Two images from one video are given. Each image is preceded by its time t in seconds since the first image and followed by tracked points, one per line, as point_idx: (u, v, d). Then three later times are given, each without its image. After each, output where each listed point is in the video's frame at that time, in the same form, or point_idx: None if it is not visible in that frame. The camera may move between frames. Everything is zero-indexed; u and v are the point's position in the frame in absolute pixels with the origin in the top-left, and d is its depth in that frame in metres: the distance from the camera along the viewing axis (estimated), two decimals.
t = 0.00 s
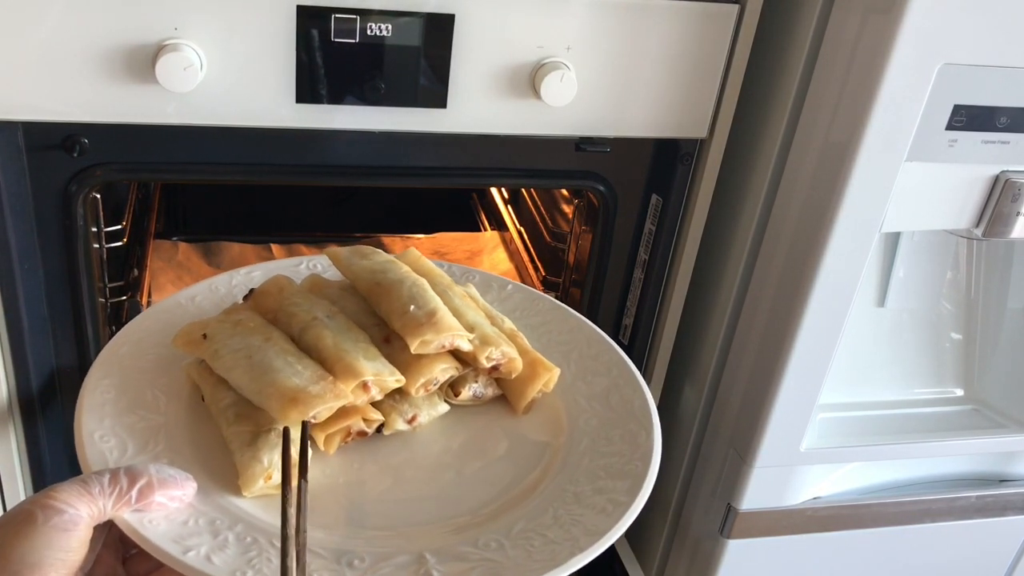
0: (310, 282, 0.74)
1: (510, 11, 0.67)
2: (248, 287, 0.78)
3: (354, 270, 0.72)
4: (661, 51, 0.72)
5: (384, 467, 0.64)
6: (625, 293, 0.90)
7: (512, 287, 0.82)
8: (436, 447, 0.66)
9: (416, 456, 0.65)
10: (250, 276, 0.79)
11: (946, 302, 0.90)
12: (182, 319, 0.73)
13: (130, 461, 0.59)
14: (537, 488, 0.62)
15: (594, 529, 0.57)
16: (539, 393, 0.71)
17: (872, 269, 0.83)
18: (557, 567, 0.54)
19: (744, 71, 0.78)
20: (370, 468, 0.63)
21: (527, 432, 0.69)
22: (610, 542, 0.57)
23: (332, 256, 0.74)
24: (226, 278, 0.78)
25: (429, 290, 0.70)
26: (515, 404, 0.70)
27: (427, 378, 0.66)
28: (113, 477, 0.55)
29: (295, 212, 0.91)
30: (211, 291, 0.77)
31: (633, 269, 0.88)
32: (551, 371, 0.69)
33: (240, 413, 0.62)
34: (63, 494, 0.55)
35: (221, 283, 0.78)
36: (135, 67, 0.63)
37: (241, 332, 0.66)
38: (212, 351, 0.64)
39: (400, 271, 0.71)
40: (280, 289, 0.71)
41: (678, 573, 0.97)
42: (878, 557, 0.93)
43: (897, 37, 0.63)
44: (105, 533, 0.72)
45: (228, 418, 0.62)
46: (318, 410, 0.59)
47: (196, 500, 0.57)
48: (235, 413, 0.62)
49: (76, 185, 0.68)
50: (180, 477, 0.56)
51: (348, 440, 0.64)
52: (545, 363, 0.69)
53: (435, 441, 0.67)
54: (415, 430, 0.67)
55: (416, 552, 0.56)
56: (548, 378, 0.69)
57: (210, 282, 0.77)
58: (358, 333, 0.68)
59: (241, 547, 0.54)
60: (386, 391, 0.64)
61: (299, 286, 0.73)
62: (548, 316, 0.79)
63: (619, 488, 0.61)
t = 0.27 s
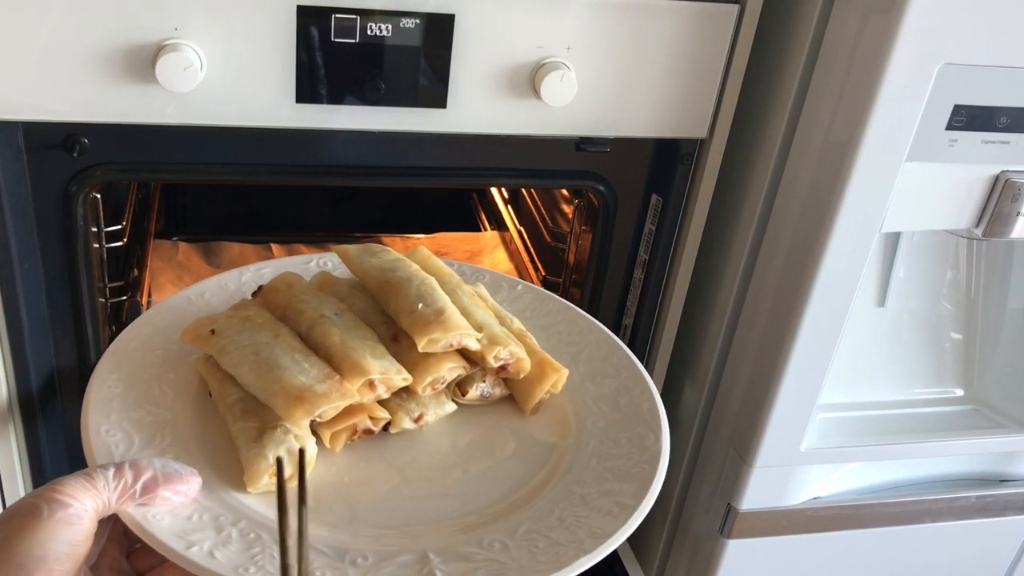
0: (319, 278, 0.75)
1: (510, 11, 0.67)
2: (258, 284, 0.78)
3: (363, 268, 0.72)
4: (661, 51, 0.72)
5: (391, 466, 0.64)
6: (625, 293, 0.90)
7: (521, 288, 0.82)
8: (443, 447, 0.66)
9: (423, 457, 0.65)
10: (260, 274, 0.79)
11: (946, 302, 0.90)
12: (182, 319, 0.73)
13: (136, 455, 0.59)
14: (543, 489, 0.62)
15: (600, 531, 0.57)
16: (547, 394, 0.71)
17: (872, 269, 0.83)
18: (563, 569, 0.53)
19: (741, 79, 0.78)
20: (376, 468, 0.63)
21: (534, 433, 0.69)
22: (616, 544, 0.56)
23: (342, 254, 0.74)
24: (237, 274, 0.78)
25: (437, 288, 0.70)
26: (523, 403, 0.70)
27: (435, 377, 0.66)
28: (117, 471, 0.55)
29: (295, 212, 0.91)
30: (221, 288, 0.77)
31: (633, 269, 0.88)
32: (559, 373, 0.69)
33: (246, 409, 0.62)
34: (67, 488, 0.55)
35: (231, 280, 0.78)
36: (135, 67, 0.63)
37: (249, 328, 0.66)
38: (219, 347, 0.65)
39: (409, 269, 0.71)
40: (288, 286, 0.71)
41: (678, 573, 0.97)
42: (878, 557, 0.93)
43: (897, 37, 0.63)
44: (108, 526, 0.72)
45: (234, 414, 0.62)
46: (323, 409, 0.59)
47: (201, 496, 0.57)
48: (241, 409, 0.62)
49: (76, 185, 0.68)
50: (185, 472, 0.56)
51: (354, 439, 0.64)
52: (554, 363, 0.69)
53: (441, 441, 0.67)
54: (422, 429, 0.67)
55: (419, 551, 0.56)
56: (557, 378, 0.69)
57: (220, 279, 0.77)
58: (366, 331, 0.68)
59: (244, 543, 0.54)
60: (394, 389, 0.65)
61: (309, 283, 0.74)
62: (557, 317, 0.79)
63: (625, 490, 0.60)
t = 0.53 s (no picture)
0: (336, 282, 0.75)
1: (510, 11, 0.67)
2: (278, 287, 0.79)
3: (379, 272, 0.73)
4: (662, 51, 0.72)
5: (400, 474, 0.64)
6: (625, 293, 0.90)
7: (545, 302, 0.82)
8: (453, 457, 0.66)
9: (437, 464, 0.65)
10: (281, 277, 0.80)
11: (946, 302, 0.90)
12: (181, 319, 0.73)
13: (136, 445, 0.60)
14: (550, 502, 0.62)
15: (602, 547, 0.56)
16: (562, 407, 0.70)
17: (872, 269, 0.83)
18: None
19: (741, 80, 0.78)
20: (384, 476, 0.63)
21: (546, 447, 0.68)
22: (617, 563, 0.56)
23: (360, 259, 0.75)
24: (259, 276, 0.79)
25: (453, 294, 0.70)
26: (536, 415, 0.69)
27: (444, 383, 0.66)
28: (112, 459, 0.55)
29: (295, 212, 0.91)
30: (241, 289, 0.77)
31: (633, 269, 0.88)
32: (575, 387, 0.69)
33: (250, 407, 0.63)
34: (59, 476, 0.55)
35: (252, 281, 0.78)
36: (135, 67, 0.63)
37: (260, 327, 0.66)
38: (229, 343, 0.65)
39: (426, 274, 0.71)
40: (304, 286, 0.72)
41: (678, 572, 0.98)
42: (878, 557, 0.93)
43: (897, 36, 0.63)
44: (103, 517, 0.71)
45: (238, 412, 0.62)
46: (326, 408, 0.59)
47: (197, 489, 0.57)
48: (245, 407, 0.62)
49: (76, 185, 0.68)
50: (181, 464, 0.56)
51: (359, 442, 0.64)
52: (569, 376, 0.69)
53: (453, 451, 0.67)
54: (431, 436, 0.67)
55: (414, 558, 0.56)
56: (572, 393, 0.69)
57: (241, 280, 0.78)
58: (378, 335, 0.68)
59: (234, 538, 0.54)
60: (400, 392, 0.64)
61: (325, 285, 0.74)
62: (579, 332, 0.78)
63: (634, 507, 0.60)
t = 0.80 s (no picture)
0: (352, 276, 0.75)
1: (511, 10, 0.67)
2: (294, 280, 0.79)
3: (395, 266, 0.73)
4: (662, 51, 0.72)
5: (415, 467, 0.63)
6: (625, 292, 0.90)
7: (561, 300, 0.82)
8: (469, 452, 0.66)
9: (451, 459, 0.65)
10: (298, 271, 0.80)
11: (946, 303, 0.90)
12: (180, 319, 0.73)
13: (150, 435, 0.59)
14: (566, 496, 0.61)
15: (617, 541, 0.55)
16: (577, 403, 0.70)
17: (872, 269, 0.83)
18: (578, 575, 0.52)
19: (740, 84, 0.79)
20: (398, 470, 0.63)
21: (561, 442, 0.68)
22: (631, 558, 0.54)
23: (376, 253, 0.75)
24: (276, 271, 0.79)
25: (468, 288, 0.70)
26: (552, 411, 0.69)
27: (459, 376, 0.66)
28: (125, 447, 0.55)
29: (296, 212, 0.91)
30: (258, 285, 0.77)
31: (633, 269, 0.88)
32: (590, 381, 0.68)
33: (265, 397, 0.63)
34: (73, 463, 0.55)
35: (268, 276, 0.79)
36: (135, 67, 0.63)
37: (275, 319, 0.66)
38: (244, 335, 0.65)
39: (441, 269, 0.71)
40: (318, 281, 0.73)
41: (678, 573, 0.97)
42: (877, 558, 0.93)
43: (897, 36, 0.63)
44: (115, 506, 0.68)
45: (253, 402, 0.62)
46: (341, 399, 0.59)
47: (209, 479, 0.57)
48: (261, 397, 0.63)
49: (76, 185, 0.68)
50: (194, 454, 0.56)
51: (374, 435, 0.64)
52: (586, 372, 0.68)
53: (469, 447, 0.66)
54: (445, 430, 0.67)
55: (427, 549, 0.55)
56: (587, 387, 0.68)
57: (258, 274, 0.78)
58: (393, 328, 0.68)
59: (247, 528, 0.53)
60: (416, 385, 0.64)
61: (341, 279, 0.74)
62: (594, 329, 0.78)
63: (651, 501, 0.59)
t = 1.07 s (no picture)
0: (354, 269, 0.76)
1: (510, 10, 0.67)
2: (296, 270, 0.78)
3: (397, 258, 0.72)
4: (662, 51, 0.72)
5: (413, 460, 0.63)
6: (625, 292, 0.90)
7: (563, 295, 0.81)
8: (468, 446, 0.66)
9: (450, 452, 0.65)
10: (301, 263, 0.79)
11: (946, 303, 0.90)
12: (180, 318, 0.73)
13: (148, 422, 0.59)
14: (564, 490, 0.61)
15: (613, 535, 0.55)
16: (578, 397, 0.70)
17: (872, 269, 0.83)
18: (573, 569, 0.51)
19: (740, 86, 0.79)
20: (397, 462, 0.63)
21: (561, 436, 0.68)
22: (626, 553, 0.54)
23: (377, 244, 0.74)
24: (278, 263, 0.79)
25: (470, 281, 0.70)
26: (551, 405, 0.69)
27: (458, 368, 0.66)
28: (123, 434, 0.55)
29: (297, 211, 0.91)
30: (261, 276, 0.77)
31: (634, 268, 0.88)
32: (591, 375, 0.68)
33: (264, 387, 0.63)
34: (71, 449, 0.54)
35: (271, 268, 0.78)
36: (135, 67, 0.63)
37: (275, 309, 0.67)
38: (244, 324, 0.65)
39: (442, 260, 0.71)
40: (320, 272, 0.73)
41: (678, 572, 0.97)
42: (877, 558, 0.93)
43: (897, 36, 0.62)
44: (112, 493, 0.67)
45: (252, 392, 0.63)
46: (339, 388, 0.60)
47: (207, 468, 0.57)
48: (260, 386, 0.63)
49: (76, 185, 0.68)
50: (192, 442, 0.56)
51: (372, 426, 0.64)
52: (586, 366, 0.68)
53: (469, 441, 0.66)
54: (444, 422, 0.67)
55: (423, 539, 0.55)
56: (588, 381, 0.68)
57: (260, 266, 0.78)
58: (393, 320, 0.68)
59: (243, 517, 0.53)
60: (415, 376, 0.65)
61: (343, 271, 0.74)
62: (595, 325, 0.78)
63: (648, 497, 0.58)
